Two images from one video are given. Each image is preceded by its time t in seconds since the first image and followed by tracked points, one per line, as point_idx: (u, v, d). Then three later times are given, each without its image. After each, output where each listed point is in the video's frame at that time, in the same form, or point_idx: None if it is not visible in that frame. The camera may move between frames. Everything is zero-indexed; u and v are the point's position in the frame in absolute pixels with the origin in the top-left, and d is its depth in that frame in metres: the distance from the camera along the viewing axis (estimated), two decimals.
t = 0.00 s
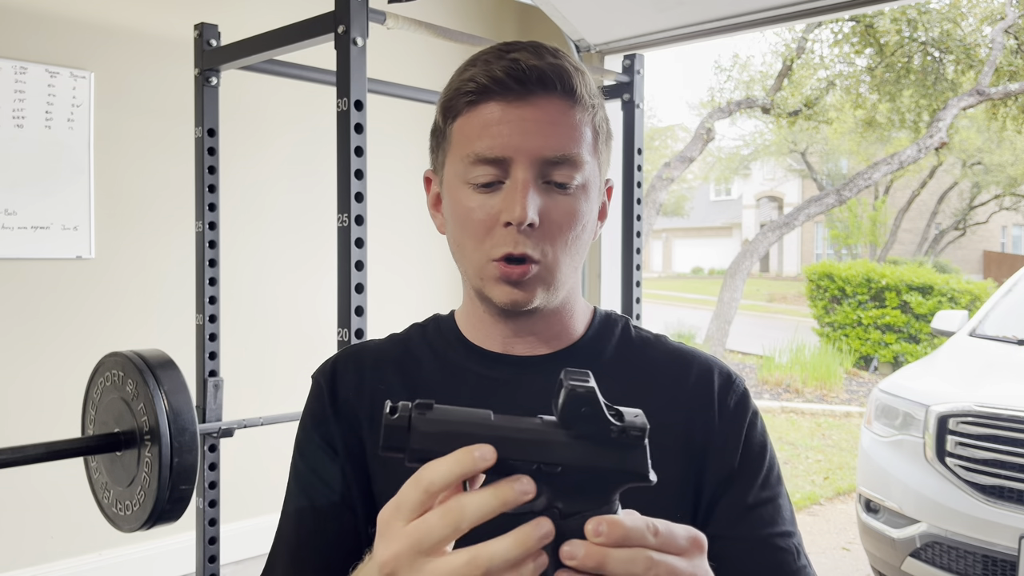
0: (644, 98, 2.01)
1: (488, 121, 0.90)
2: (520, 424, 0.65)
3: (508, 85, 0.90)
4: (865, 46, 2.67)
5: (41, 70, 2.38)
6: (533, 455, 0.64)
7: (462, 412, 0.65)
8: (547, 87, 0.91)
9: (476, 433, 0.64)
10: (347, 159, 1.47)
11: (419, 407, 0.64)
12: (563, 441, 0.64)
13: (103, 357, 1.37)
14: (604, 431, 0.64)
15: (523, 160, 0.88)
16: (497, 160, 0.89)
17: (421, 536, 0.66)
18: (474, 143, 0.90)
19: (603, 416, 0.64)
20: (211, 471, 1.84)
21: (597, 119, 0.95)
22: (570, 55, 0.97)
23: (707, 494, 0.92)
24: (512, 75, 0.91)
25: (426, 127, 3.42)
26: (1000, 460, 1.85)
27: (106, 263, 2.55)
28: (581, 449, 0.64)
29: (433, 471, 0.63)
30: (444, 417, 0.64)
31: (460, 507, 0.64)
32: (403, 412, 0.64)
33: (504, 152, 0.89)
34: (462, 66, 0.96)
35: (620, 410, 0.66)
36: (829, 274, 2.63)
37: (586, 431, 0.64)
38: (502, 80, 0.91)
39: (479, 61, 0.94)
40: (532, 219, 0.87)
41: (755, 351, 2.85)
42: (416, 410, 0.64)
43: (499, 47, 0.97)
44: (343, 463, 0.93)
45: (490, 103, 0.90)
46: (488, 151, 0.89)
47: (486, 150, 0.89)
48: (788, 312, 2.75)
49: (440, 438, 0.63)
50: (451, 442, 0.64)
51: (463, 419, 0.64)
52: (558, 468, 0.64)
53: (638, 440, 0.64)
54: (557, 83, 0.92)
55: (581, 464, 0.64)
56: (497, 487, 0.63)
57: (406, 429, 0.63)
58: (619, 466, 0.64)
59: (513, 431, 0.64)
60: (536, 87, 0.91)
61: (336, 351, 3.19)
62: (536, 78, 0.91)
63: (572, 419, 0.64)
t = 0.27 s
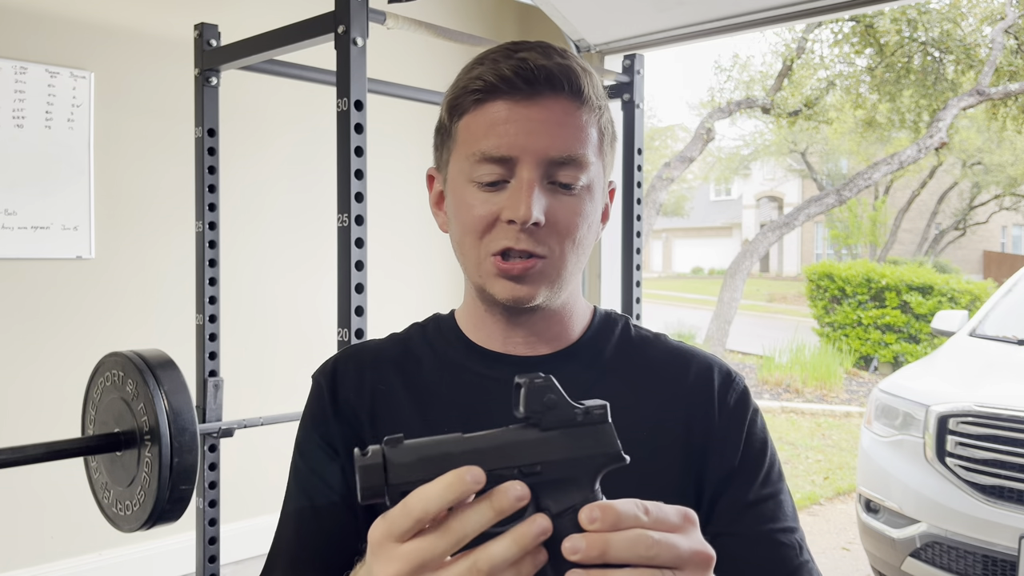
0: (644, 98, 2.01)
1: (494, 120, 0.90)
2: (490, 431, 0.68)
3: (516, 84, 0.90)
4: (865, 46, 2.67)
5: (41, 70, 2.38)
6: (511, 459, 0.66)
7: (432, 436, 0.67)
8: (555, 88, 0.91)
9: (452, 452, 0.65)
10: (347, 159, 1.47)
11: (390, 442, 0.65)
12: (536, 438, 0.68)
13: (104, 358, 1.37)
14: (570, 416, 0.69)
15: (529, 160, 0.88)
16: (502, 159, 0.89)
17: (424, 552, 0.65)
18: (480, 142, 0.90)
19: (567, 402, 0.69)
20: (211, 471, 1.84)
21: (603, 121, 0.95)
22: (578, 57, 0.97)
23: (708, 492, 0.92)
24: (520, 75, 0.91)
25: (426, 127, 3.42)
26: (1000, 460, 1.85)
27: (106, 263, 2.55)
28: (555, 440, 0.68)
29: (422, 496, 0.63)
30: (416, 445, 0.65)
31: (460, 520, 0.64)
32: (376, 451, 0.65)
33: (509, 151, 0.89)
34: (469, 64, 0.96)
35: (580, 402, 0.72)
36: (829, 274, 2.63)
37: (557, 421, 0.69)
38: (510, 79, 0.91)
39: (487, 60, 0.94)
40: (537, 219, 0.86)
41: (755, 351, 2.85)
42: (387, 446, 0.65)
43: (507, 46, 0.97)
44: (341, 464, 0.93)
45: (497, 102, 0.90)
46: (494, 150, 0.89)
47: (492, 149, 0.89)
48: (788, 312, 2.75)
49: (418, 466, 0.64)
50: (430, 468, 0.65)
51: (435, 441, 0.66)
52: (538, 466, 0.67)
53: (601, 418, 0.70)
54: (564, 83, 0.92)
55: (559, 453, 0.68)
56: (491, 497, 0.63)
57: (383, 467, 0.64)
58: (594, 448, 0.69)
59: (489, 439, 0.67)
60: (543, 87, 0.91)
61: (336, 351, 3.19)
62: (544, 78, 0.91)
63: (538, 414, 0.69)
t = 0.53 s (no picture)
0: (644, 98, 2.01)
1: (499, 117, 0.90)
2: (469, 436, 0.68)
3: (521, 82, 0.90)
4: (865, 46, 2.67)
5: (41, 70, 2.38)
6: (493, 462, 0.66)
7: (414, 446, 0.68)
8: (560, 85, 0.91)
9: (434, 459, 0.66)
10: (347, 159, 1.47)
11: (373, 454, 0.66)
12: (515, 438, 0.67)
13: (104, 357, 1.37)
14: (548, 413, 0.68)
15: (533, 157, 0.88)
16: (508, 156, 0.89)
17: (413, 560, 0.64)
18: (485, 139, 0.90)
19: (544, 400, 0.68)
20: (212, 471, 1.84)
21: (608, 119, 0.95)
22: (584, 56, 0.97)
23: (714, 490, 0.92)
24: (525, 72, 0.91)
25: (426, 127, 3.43)
26: (1000, 460, 1.85)
27: (106, 263, 2.55)
28: (535, 439, 0.67)
29: (410, 504, 0.63)
30: (398, 455, 0.66)
31: (446, 524, 0.63)
32: (359, 463, 0.66)
33: (514, 148, 0.89)
34: (475, 63, 0.96)
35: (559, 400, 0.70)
36: (829, 274, 2.63)
37: (534, 419, 0.67)
38: (515, 77, 0.91)
39: (493, 58, 0.94)
40: (540, 215, 0.86)
41: (755, 351, 2.84)
42: (370, 459, 0.66)
43: (513, 44, 0.97)
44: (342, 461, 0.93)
45: (502, 99, 0.90)
46: (499, 147, 0.89)
47: (497, 146, 0.89)
48: (788, 313, 2.75)
49: (400, 475, 0.65)
50: (413, 477, 0.65)
51: (416, 450, 0.67)
52: (520, 467, 0.66)
53: (580, 414, 0.68)
54: (570, 81, 0.92)
55: (537, 452, 0.66)
56: (474, 497, 0.62)
57: (367, 479, 0.65)
58: (572, 445, 0.67)
59: (469, 443, 0.67)
60: (549, 84, 0.91)
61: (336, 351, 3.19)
62: (549, 75, 0.91)
63: (515, 414, 0.67)
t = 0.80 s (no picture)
0: (644, 98, 2.01)
1: (503, 117, 0.88)
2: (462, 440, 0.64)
3: (524, 82, 0.89)
4: (865, 46, 2.67)
5: (41, 70, 2.38)
6: (488, 471, 0.63)
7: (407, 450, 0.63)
8: (563, 86, 0.90)
9: (427, 465, 0.62)
10: (346, 159, 1.47)
11: (364, 459, 0.62)
12: (510, 446, 0.64)
13: (104, 358, 1.37)
14: (543, 421, 0.65)
15: (538, 156, 0.86)
16: (511, 155, 0.86)
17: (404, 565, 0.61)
18: (489, 138, 0.88)
19: (540, 408, 0.65)
20: (212, 471, 1.84)
21: (612, 119, 0.94)
22: (587, 57, 0.97)
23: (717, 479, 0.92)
24: (529, 73, 0.90)
25: (426, 127, 3.43)
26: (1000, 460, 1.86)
27: (106, 263, 2.55)
28: (530, 448, 0.64)
29: (399, 511, 0.60)
30: (390, 460, 0.62)
31: (435, 530, 0.60)
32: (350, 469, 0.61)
33: (518, 147, 0.86)
34: (478, 64, 0.95)
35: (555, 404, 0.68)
36: (829, 274, 2.62)
37: (529, 427, 0.65)
38: (519, 77, 0.90)
39: (496, 59, 0.94)
40: (545, 215, 0.85)
41: (755, 351, 2.84)
42: (361, 463, 0.62)
43: (515, 48, 0.96)
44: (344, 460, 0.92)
45: (506, 99, 0.88)
46: (502, 147, 0.87)
47: (500, 145, 0.87)
48: (788, 312, 2.72)
49: (392, 481, 0.61)
50: (405, 482, 0.61)
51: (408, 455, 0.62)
52: (514, 476, 0.63)
53: (576, 422, 0.66)
54: (572, 82, 0.91)
55: (533, 462, 0.64)
56: (465, 502, 0.59)
57: (356, 485, 0.61)
58: (568, 454, 0.65)
59: (464, 449, 0.63)
60: (553, 85, 0.90)
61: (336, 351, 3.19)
62: (553, 76, 0.91)
63: (509, 422, 0.64)
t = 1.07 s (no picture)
0: (644, 98, 2.01)
1: (490, 117, 0.90)
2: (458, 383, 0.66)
3: (510, 81, 0.91)
4: (865, 46, 2.67)
5: (41, 70, 2.38)
6: (481, 412, 0.64)
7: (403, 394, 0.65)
8: (550, 84, 0.91)
9: (424, 407, 0.64)
10: (346, 159, 1.47)
11: (361, 403, 0.64)
12: (504, 388, 0.65)
13: (103, 357, 1.37)
14: (537, 363, 0.66)
15: (524, 154, 0.88)
16: (497, 154, 0.89)
17: (401, 502, 0.63)
18: (477, 138, 0.91)
19: (533, 349, 0.66)
20: (212, 471, 1.84)
21: (603, 116, 0.95)
22: (576, 54, 0.97)
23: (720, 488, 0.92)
24: (515, 72, 0.91)
25: (426, 127, 3.43)
26: (1000, 460, 1.85)
27: (106, 263, 2.55)
28: (524, 389, 0.65)
29: (396, 450, 0.62)
30: (386, 404, 0.64)
31: (432, 467, 0.61)
32: (348, 414, 0.64)
33: (505, 146, 0.89)
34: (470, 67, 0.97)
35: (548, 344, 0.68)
36: (829, 274, 2.63)
37: (522, 368, 0.66)
38: (505, 77, 0.91)
39: (485, 59, 0.95)
40: (531, 211, 0.86)
41: (755, 351, 2.84)
42: (359, 407, 0.65)
43: (507, 46, 0.97)
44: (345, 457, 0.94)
45: (493, 99, 0.91)
46: (489, 146, 0.89)
47: (487, 145, 0.89)
48: (788, 312, 2.75)
49: (388, 425, 0.64)
50: (401, 425, 0.64)
51: (404, 399, 0.64)
52: (508, 415, 0.64)
53: (570, 362, 0.66)
54: (559, 79, 0.92)
55: (527, 402, 0.65)
56: (461, 442, 0.61)
57: (355, 428, 0.64)
58: (562, 394, 0.65)
59: (457, 392, 0.64)
60: (538, 83, 0.91)
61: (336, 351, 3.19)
62: (538, 74, 0.91)
63: (503, 363, 0.66)
